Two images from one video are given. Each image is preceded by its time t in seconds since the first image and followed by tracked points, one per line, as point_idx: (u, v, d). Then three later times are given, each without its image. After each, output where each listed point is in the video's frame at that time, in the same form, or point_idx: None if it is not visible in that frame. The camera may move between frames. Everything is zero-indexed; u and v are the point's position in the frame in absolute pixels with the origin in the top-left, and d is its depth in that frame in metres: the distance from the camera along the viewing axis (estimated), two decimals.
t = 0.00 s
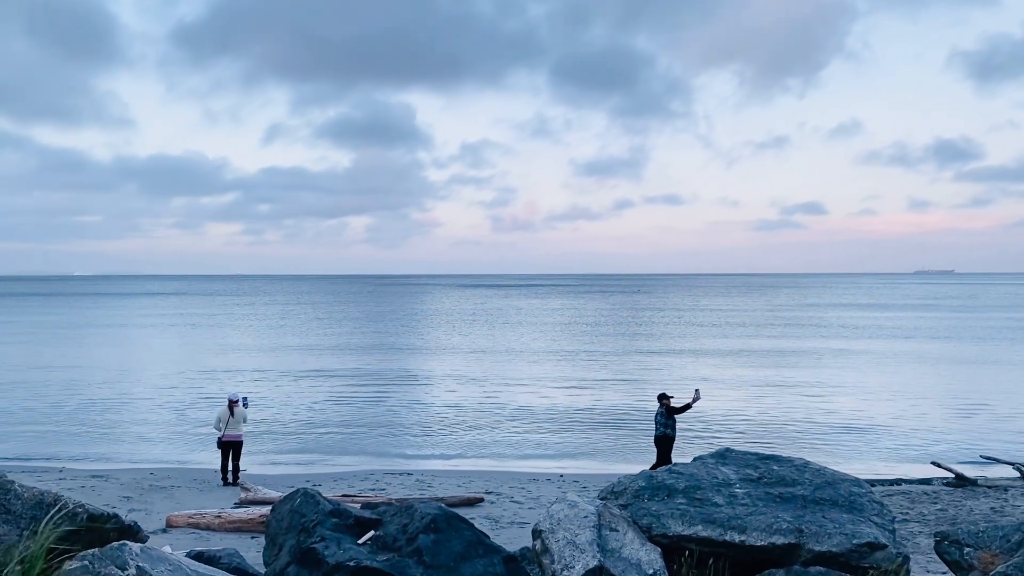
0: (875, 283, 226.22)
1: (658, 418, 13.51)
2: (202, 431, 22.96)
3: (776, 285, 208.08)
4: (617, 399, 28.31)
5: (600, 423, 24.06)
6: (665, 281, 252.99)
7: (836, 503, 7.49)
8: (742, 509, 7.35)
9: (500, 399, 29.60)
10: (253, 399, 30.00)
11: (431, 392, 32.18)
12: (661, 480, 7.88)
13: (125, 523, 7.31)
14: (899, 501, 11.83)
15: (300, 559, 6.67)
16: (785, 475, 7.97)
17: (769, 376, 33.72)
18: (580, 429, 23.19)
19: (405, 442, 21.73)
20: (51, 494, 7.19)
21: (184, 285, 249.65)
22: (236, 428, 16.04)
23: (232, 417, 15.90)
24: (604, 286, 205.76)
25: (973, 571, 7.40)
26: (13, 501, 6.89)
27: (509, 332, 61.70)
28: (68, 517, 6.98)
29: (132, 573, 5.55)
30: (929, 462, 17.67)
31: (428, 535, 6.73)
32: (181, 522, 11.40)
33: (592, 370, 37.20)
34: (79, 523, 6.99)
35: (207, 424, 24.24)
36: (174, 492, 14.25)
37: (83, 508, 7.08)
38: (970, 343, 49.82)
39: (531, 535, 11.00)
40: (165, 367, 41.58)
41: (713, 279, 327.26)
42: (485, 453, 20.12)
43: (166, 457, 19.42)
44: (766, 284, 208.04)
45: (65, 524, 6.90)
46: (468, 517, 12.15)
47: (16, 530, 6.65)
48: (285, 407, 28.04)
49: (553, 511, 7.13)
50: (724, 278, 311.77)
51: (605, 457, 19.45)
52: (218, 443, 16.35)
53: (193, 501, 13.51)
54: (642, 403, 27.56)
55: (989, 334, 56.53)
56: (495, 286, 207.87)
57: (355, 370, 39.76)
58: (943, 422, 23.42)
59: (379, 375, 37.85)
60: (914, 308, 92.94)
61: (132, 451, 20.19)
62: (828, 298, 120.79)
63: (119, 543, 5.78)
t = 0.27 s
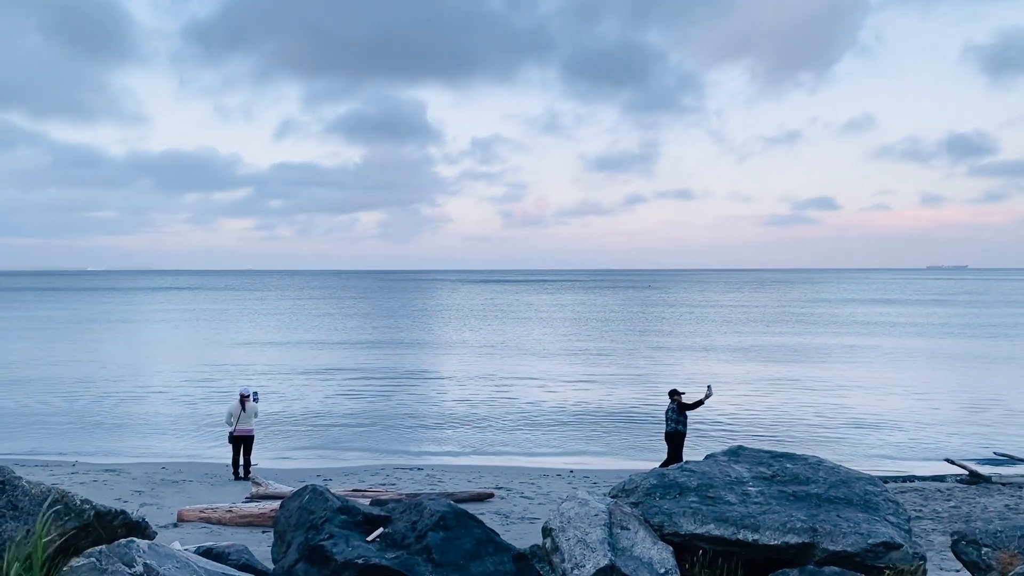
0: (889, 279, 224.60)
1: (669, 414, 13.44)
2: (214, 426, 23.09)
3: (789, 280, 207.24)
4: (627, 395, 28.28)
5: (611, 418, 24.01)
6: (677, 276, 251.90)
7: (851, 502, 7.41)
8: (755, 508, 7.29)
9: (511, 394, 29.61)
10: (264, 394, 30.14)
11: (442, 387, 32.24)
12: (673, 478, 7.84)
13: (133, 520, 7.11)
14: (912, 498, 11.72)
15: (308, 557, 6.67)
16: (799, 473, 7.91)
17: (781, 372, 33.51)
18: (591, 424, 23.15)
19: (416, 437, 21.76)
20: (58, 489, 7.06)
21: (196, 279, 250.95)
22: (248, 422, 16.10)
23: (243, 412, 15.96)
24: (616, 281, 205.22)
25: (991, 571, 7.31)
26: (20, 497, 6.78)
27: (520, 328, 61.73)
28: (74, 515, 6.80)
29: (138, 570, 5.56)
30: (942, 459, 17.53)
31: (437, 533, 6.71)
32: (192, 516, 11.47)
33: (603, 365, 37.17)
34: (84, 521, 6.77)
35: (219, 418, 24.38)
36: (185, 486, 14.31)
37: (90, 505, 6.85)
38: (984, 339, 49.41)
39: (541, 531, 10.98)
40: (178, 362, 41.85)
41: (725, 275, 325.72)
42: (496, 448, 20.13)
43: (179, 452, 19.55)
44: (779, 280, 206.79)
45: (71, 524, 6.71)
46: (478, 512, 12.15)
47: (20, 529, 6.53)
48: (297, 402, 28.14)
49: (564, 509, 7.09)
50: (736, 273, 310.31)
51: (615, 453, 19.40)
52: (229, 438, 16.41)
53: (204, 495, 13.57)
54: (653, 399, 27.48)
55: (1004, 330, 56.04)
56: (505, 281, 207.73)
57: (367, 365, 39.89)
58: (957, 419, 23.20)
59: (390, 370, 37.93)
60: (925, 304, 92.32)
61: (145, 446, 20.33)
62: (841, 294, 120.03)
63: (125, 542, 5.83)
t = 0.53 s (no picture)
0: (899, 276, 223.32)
1: (679, 412, 13.33)
2: (222, 422, 23.11)
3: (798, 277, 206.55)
4: (635, 392, 28.15)
5: (619, 416, 23.90)
6: (685, 273, 251.09)
7: (868, 504, 7.31)
8: (768, 509, 7.20)
9: (519, 391, 29.53)
10: (272, 390, 30.16)
11: (450, 384, 32.20)
12: (684, 479, 7.74)
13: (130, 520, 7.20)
14: (923, 497, 11.59)
15: (311, 559, 6.62)
16: (814, 474, 7.81)
17: (790, 369, 33.30)
18: (598, 422, 23.05)
19: (423, 435, 21.72)
20: (57, 489, 7.17)
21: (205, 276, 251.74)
22: (255, 419, 16.09)
23: (251, 409, 15.95)
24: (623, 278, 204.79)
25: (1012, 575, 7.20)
26: (18, 497, 6.89)
27: (528, 325, 61.64)
28: (73, 516, 6.87)
29: (137, 573, 5.52)
30: (953, 457, 17.37)
31: (442, 534, 6.67)
32: (200, 513, 11.45)
33: (611, 362, 37.04)
34: (82, 522, 6.84)
35: (227, 415, 24.40)
36: (193, 484, 14.31)
37: (88, 506, 6.93)
38: (995, 336, 48.99)
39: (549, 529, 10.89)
40: (186, 359, 41.94)
41: (733, 272, 324.52)
42: (503, 446, 20.06)
43: (186, 448, 19.57)
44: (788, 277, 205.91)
45: (69, 524, 6.79)
46: (485, 510, 12.08)
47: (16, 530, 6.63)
48: (304, 399, 28.14)
49: (573, 511, 7.01)
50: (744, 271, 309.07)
51: (624, 450, 19.31)
52: (237, 435, 16.41)
53: (212, 493, 13.55)
54: (661, 396, 27.35)
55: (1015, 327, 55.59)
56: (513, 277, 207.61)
57: (375, 362, 39.87)
58: (969, 416, 22.98)
59: (398, 367, 37.93)
60: (935, 301, 91.72)
61: (153, 442, 20.35)
62: (851, 290, 119.40)
63: (124, 543, 5.79)
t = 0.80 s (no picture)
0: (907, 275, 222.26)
1: (686, 412, 13.20)
2: (226, 422, 23.07)
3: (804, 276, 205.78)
4: (641, 392, 28.02)
5: (624, 416, 23.78)
6: (690, 272, 250.69)
7: (882, 511, 7.18)
8: (779, 517, 7.07)
9: (524, 391, 29.43)
10: (277, 390, 30.13)
11: (455, 383, 32.13)
12: (692, 485, 7.59)
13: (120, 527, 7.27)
14: (933, 499, 11.45)
15: (308, 568, 6.53)
16: (826, 480, 7.68)
17: (797, 369, 33.10)
18: (605, 422, 22.94)
19: (428, 435, 21.64)
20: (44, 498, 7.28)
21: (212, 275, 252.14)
22: (260, 419, 16.03)
23: (256, 409, 15.89)
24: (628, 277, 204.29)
25: None
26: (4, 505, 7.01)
27: (533, 324, 61.53)
28: (61, 524, 6.95)
29: None
30: (963, 458, 17.19)
31: (442, 543, 6.64)
32: (203, 514, 11.40)
33: (616, 362, 36.91)
34: (71, 530, 6.93)
35: (231, 415, 24.36)
36: (196, 484, 14.27)
37: (76, 514, 7.02)
38: (1003, 335, 48.67)
39: (554, 531, 10.79)
40: (192, 358, 41.99)
41: (739, 271, 323.32)
42: (508, 446, 19.96)
43: (191, 448, 19.53)
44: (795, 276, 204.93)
45: (57, 532, 6.87)
46: (490, 512, 11.99)
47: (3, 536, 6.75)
48: (309, 398, 28.10)
49: (577, 519, 6.90)
50: (751, 269, 307.58)
51: (630, 450, 19.20)
52: (242, 435, 16.35)
53: (215, 493, 13.51)
54: (667, 396, 27.21)
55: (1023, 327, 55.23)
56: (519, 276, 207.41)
57: (380, 362, 39.81)
58: (979, 417, 22.76)
59: (403, 366, 37.88)
60: (941, 299, 91.30)
61: (157, 442, 20.32)
62: (858, 289, 118.93)
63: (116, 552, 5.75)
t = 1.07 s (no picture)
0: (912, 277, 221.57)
1: (690, 414, 13.12)
2: (230, 424, 23.05)
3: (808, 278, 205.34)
4: (644, 394, 27.94)
5: (628, 418, 23.70)
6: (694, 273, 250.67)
7: (889, 518, 7.10)
8: (784, 524, 6.99)
9: (527, 393, 29.39)
10: (280, 392, 30.12)
11: (458, 385, 32.09)
12: (695, 490, 7.54)
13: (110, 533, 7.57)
14: (938, 502, 11.35)
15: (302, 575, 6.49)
16: (832, 486, 7.61)
17: (801, 371, 32.98)
18: (608, 424, 22.85)
19: (431, 437, 21.59)
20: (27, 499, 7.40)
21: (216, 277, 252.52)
22: (264, 421, 15.99)
23: (259, 411, 15.84)
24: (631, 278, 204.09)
25: None
26: None
27: (536, 325, 61.54)
28: (51, 530, 7.22)
29: None
30: (968, 461, 17.10)
31: (440, 550, 6.59)
32: (204, 517, 11.36)
33: (619, 363, 36.86)
34: (60, 537, 7.20)
35: (234, 417, 24.34)
36: (198, 486, 14.24)
37: (66, 520, 7.28)
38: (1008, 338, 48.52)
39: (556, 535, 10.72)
40: (195, 360, 41.99)
41: (743, 272, 322.79)
42: (511, 448, 19.91)
43: (194, 450, 19.50)
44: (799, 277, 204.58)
45: (47, 538, 7.16)
46: (493, 515, 11.94)
47: None
48: (313, 400, 28.09)
49: (577, 526, 6.84)
50: (755, 271, 307.06)
51: (633, 453, 19.12)
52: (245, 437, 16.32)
53: (217, 495, 13.48)
54: (671, 398, 27.13)
55: None
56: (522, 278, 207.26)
57: (383, 363, 39.79)
58: (984, 419, 22.64)
59: (406, 368, 37.85)
60: (945, 301, 91.14)
61: (161, 444, 20.30)
62: (862, 291, 118.63)
63: (105, 558, 5.76)
